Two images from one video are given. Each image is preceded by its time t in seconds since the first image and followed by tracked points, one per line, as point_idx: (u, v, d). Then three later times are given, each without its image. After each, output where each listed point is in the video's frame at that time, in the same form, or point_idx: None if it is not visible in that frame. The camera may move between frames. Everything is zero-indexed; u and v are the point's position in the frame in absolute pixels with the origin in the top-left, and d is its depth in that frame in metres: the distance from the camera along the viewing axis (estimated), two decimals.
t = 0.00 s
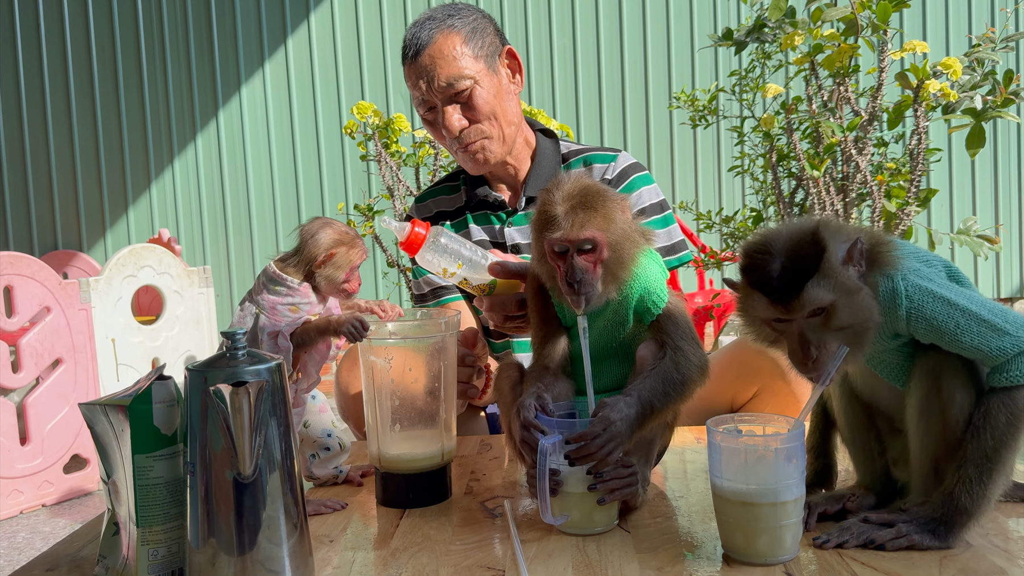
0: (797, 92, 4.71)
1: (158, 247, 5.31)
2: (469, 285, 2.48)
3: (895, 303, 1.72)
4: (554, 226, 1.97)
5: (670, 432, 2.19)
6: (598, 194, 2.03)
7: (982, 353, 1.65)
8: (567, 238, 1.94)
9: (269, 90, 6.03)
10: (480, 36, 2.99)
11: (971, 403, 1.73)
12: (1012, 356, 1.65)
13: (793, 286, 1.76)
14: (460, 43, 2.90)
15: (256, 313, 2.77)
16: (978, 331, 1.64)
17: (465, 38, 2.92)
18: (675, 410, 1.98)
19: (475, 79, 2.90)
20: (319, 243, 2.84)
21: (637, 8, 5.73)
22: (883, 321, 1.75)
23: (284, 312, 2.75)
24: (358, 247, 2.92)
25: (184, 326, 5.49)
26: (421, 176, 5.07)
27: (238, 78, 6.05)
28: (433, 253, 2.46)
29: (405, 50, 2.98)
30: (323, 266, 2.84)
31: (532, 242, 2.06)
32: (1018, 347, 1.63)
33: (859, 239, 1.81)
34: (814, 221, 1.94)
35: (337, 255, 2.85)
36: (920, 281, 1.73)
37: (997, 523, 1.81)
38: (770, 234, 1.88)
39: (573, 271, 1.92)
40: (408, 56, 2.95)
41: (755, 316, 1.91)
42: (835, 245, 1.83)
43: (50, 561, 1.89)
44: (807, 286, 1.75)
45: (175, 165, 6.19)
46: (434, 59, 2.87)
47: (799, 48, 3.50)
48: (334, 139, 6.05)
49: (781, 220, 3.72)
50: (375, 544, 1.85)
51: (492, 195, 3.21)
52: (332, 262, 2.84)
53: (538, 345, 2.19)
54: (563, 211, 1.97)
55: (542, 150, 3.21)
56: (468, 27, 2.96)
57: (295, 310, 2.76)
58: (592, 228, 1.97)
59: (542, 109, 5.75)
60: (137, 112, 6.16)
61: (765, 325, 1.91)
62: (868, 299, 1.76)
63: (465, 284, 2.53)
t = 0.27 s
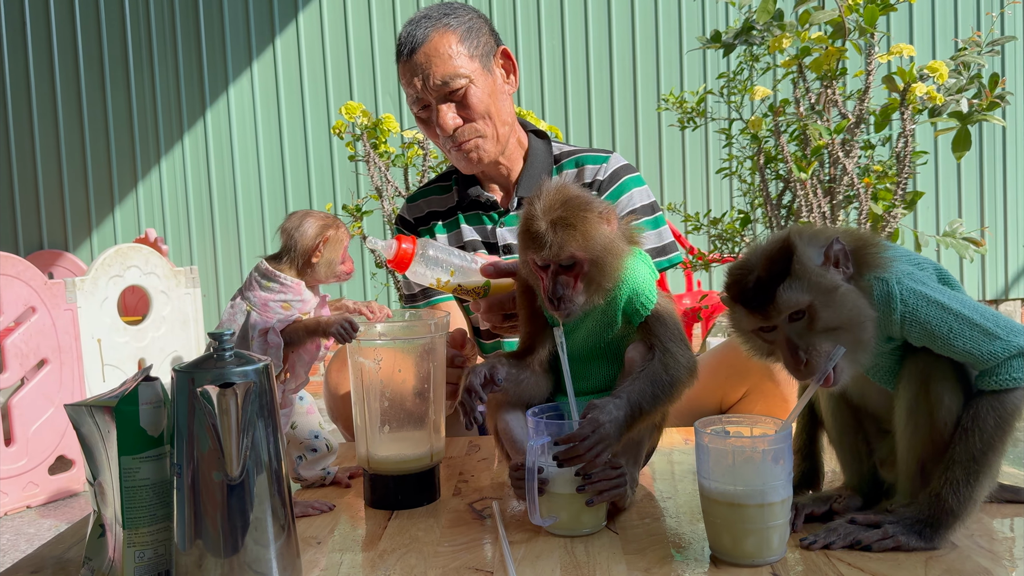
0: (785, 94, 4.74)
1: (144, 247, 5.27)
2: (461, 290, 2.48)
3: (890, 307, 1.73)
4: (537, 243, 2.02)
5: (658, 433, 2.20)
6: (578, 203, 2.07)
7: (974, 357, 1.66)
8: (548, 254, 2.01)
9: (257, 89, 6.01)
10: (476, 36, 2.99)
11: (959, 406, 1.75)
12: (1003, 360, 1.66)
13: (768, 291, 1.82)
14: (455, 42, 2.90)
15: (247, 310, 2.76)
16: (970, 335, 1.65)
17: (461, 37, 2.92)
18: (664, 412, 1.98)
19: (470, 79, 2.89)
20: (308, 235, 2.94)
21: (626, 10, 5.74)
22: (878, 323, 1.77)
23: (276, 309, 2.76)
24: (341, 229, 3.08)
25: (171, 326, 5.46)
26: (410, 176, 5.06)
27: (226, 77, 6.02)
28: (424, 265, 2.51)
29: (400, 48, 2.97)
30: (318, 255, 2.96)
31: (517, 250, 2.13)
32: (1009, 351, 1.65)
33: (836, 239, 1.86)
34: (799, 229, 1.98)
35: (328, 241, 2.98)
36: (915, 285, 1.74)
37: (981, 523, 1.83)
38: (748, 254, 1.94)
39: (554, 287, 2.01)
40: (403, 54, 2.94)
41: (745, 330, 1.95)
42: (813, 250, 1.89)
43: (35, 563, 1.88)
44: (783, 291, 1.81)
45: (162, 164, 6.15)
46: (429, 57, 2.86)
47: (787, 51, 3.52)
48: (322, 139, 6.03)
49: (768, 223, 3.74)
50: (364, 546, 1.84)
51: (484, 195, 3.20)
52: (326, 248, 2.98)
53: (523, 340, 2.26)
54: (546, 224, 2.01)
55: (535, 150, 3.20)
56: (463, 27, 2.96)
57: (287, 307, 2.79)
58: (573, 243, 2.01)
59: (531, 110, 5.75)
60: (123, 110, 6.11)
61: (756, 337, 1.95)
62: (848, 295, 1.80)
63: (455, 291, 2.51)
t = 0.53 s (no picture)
0: (774, 95, 4.77)
1: (131, 246, 5.24)
2: (452, 279, 2.52)
3: (890, 309, 1.75)
4: (524, 250, 2.03)
5: (647, 433, 2.21)
6: (562, 207, 2.09)
7: (971, 361, 1.69)
8: (534, 263, 2.03)
9: (245, 88, 5.98)
10: (461, 35, 2.98)
11: (952, 407, 1.76)
12: (998, 364, 1.69)
13: (745, 292, 1.83)
14: (441, 42, 2.89)
15: (241, 298, 2.74)
16: (969, 339, 1.67)
17: (447, 37, 2.92)
18: (653, 412, 1.98)
19: (456, 79, 2.89)
20: (287, 224, 2.88)
21: (616, 11, 5.75)
22: (877, 326, 1.79)
23: (271, 296, 2.74)
24: (321, 206, 2.97)
25: (158, 326, 5.42)
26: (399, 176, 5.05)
27: (214, 76, 5.99)
28: (411, 257, 2.57)
29: (386, 48, 2.96)
30: (308, 241, 2.89)
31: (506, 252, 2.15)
32: (1005, 356, 1.68)
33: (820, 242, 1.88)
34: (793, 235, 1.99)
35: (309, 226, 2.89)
36: (914, 288, 1.75)
37: (967, 522, 1.85)
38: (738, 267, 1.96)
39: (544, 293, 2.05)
40: (388, 54, 2.93)
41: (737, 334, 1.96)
42: (797, 255, 1.91)
43: (20, 564, 1.86)
44: (763, 289, 1.82)
45: (149, 163, 6.11)
46: (415, 57, 2.86)
47: (775, 53, 3.54)
48: (311, 138, 6.02)
49: (757, 224, 3.76)
50: (352, 546, 1.83)
51: (472, 195, 3.19)
52: (312, 232, 2.90)
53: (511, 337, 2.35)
54: (533, 231, 2.03)
55: (522, 150, 3.20)
56: (449, 27, 2.95)
57: (281, 292, 2.76)
58: (559, 251, 2.03)
59: (521, 110, 5.75)
60: (110, 108, 6.07)
61: (747, 341, 1.95)
62: (827, 293, 1.80)
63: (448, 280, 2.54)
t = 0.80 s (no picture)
0: (763, 95, 4.78)
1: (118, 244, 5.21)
2: (443, 256, 2.55)
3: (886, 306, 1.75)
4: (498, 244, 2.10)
5: (636, 431, 2.21)
6: (542, 202, 2.13)
7: (963, 360, 1.70)
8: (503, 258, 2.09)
9: (234, 85, 5.96)
10: (442, 35, 2.97)
11: (943, 407, 1.77)
12: (990, 365, 1.70)
13: (740, 278, 1.85)
14: (422, 42, 2.88)
15: (232, 283, 2.68)
16: (962, 339, 1.68)
17: (428, 37, 2.90)
18: (642, 410, 1.98)
19: (438, 78, 2.88)
20: (273, 206, 2.84)
21: (605, 11, 5.76)
22: (871, 323, 1.79)
23: (263, 279, 2.69)
24: (313, 190, 2.92)
25: (146, 324, 5.39)
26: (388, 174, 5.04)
27: (202, 74, 5.96)
28: (396, 240, 2.56)
29: (367, 49, 2.95)
30: (292, 223, 2.84)
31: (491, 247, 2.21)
32: (998, 356, 1.68)
33: (825, 236, 1.88)
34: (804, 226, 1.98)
35: (295, 208, 2.84)
36: (910, 286, 1.76)
37: (954, 520, 1.85)
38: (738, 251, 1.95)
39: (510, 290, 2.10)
40: (370, 56, 2.92)
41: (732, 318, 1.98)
42: (801, 246, 1.91)
43: (3, 565, 1.84)
44: (756, 277, 1.83)
45: (137, 161, 6.08)
46: (397, 58, 2.85)
47: (764, 52, 3.56)
48: (300, 137, 6.00)
49: (745, 223, 3.77)
50: (340, 545, 1.82)
51: (458, 193, 3.20)
52: (296, 215, 2.84)
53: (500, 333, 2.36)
54: (508, 226, 2.09)
55: (507, 149, 3.21)
56: (430, 26, 2.93)
57: (272, 276, 2.71)
58: (525, 249, 2.07)
59: (511, 109, 5.75)
60: (97, 105, 6.03)
61: (738, 325, 1.97)
62: (821, 287, 1.81)
63: (438, 256, 2.56)
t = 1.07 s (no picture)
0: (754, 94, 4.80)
1: (108, 241, 5.18)
2: (422, 218, 2.54)
3: (877, 301, 1.75)
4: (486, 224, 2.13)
5: (626, 428, 2.21)
6: (530, 183, 2.17)
7: (953, 356, 1.70)
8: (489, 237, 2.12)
9: (225, 83, 5.93)
10: (424, 35, 2.96)
11: (933, 404, 1.77)
12: (980, 362, 1.71)
13: (734, 266, 1.82)
14: (404, 43, 2.87)
15: (214, 283, 2.66)
16: (952, 335, 1.69)
17: (409, 37, 2.89)
18: (632, 407, 1.98)
19: (421, 78, 2.87)
20: (245, 195, 2.79)
21: (597, 9, 5.76)
22: (861, 318, 1.79)
23: (243, 277, 2.66)
24: (284, 181, 2.87)
25: (135, 322, 5.36)
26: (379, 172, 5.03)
27: (193, 71, 5.93)
28: (369, 214, 2.55)
29: (349, 51, 2.94)
30: (265, 212, 2.78)
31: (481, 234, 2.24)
32: (988, 354, 1.69)
33: (823, 227, 1.84)
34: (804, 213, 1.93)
35: (267, 197, 2.78)
36: (902, 281, 1.76)
37: (943, 517, 1.86)
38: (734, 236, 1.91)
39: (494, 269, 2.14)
40: (353, 58, 2.91)
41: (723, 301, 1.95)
42: (797, 236, 1.87)
43: None
44: (750, 266, 1.80)
45: (126, 158, 6.04)
46: (379, 59, 2.84)
47: (754, 51, 3.56)
48: (291, 135, 5.97)
49: (736, 222, 3.78)
50: (328, 543, 1.81)
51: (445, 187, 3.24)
52: (269, 203, 2.79)
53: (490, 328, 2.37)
54: (495, 207, 2.12)
55: (495, 146, 3.22)
56: (411, 27, 2.92)
57: (253, 273, 2.68)
58: (510, 230, 2.08)
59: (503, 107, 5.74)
60: (87, 103, 5.99)
61: (730, 309, 1.95)
62: (814, 280, 1.79)
63: (417, 218, 2.55)
